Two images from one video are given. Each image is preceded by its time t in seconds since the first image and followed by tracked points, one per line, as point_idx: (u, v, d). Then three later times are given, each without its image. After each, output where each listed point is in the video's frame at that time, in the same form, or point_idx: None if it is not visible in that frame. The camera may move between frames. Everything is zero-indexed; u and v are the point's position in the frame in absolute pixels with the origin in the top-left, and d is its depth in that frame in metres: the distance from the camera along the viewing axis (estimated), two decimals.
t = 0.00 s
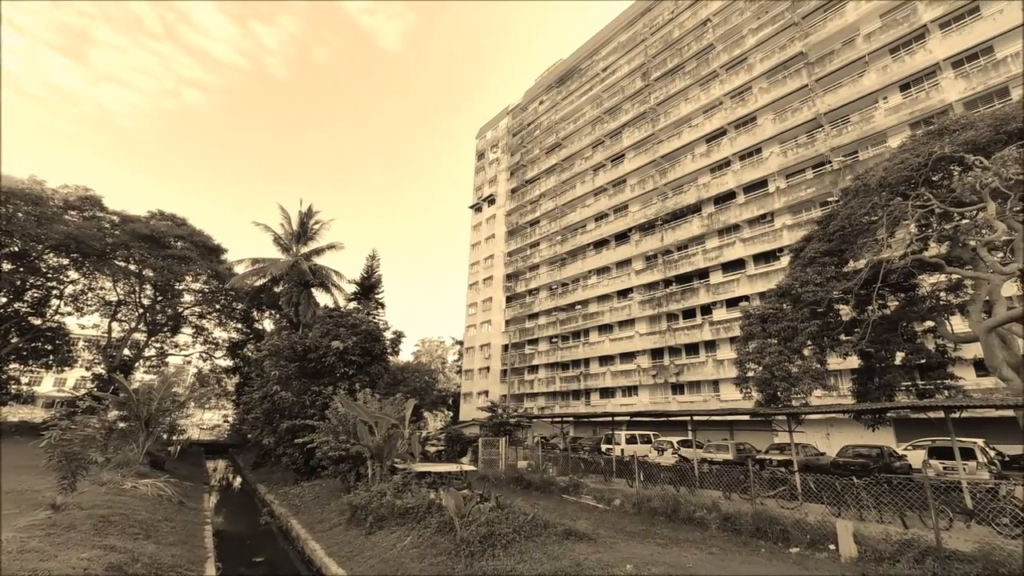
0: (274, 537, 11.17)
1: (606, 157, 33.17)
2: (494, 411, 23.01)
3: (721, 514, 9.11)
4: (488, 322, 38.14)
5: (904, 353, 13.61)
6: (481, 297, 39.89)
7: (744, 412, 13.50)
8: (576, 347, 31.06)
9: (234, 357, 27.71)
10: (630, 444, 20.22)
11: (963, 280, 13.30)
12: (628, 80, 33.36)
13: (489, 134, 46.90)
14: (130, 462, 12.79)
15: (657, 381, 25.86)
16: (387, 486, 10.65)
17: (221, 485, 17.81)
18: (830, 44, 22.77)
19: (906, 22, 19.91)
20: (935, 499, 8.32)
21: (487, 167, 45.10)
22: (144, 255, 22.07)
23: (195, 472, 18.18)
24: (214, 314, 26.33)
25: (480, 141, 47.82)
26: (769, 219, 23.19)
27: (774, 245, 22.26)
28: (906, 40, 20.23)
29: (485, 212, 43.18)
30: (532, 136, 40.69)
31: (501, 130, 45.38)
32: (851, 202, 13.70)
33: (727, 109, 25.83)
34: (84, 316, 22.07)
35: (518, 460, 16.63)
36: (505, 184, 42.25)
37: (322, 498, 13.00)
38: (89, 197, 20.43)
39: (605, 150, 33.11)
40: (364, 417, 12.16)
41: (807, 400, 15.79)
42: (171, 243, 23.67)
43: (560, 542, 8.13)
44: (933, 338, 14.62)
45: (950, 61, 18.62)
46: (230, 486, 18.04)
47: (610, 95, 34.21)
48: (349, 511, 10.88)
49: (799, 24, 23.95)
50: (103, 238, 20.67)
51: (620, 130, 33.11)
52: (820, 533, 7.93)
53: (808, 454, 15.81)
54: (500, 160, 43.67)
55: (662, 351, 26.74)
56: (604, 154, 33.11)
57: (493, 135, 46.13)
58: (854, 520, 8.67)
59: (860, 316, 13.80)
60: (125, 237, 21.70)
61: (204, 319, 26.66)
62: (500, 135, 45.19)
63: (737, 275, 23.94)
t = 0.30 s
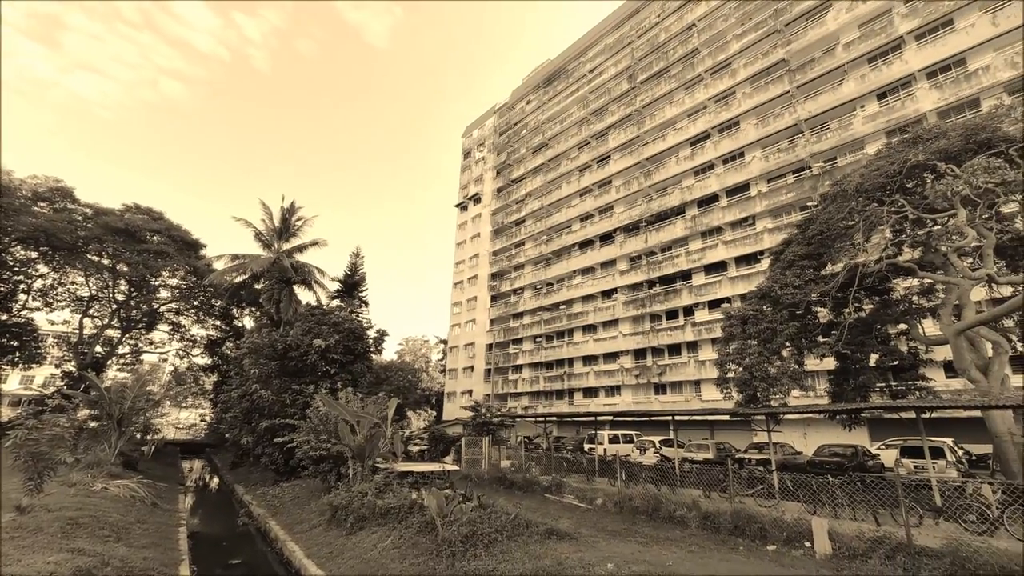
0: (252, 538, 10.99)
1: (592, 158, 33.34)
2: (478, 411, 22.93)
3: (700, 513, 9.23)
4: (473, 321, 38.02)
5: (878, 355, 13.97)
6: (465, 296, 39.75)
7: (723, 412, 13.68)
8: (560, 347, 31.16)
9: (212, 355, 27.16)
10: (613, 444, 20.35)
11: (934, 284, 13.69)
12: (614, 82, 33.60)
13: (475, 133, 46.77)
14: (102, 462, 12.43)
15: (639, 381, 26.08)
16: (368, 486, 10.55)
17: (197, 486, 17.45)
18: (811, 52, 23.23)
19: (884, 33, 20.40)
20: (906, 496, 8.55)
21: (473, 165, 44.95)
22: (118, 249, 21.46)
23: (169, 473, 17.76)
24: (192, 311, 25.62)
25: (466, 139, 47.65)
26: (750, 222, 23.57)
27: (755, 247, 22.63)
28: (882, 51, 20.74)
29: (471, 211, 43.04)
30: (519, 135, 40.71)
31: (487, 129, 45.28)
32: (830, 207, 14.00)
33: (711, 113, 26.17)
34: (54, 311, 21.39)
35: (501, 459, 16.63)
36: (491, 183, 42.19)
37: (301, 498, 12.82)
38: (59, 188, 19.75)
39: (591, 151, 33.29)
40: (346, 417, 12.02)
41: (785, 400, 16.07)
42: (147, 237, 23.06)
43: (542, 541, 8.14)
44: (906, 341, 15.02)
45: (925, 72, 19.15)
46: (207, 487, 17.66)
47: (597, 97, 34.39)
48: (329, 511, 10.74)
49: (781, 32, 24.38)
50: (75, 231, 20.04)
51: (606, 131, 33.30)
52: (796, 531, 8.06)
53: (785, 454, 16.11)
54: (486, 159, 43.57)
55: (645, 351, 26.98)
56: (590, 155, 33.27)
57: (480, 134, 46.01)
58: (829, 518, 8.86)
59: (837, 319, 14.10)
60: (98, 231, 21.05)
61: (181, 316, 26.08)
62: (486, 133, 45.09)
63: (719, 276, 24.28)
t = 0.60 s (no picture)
0: (234, 540, 10.84)
1: (581, 160, 33.46)
2: (465, 411, 22.86)
3: (685, 513, 9.29)
4: (461, 321, 37.91)
5: (859, 356, 14.22)
6: (453, 296, 39.62)
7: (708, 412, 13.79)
8: (547, 347, 31.22)
9: (194, 354, 26.71)
10: (600, 444, 20.44)
11: (913, 288, 14.00)
12: (603, 84, 33.78)
13: (465, 133, 46.65)
14: (77, 463, 12.14)
15: (626, 382, 26.24)
16: (353, 487, 10.45)
17: (177, 487, 17.13)
18: (796, 59, 23.58)
19: (866, 41, 20.78)
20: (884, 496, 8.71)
21: (462, 165, 44.82)
22: (97, 245, 21.01)
23: (149, 474, 17.41)
24: (174, 309, 25.37)
25: (455, 139, 47.51)
26: (735, 226, 23.85)
27: (740, 250, 22.91)
28: (865, 59, 21.14)
29: (460, 210, 42.92)
30: (508, 136, 40.72)
31: (477, 129, 45.19)
32: (813, 211, 14.23)
33: (699, 117, 26.43)
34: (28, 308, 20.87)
35: (488, 460, 16.61)
36: (480, 183, 42.11)
37: (285, 499, 12.67)
38: (35, 181, 19.23)
39: (580, 153, 33.41)
40: (331, 417, 11.92)
41: (769, 401, 16.27)
42: (127, 234, 22.60)
43: (528, 542, 8.14)
44: (886, 343, 15.31)
45: (905, 81, 19.58)
46: (188, 488, 17.36)
47: (586, 98, 34.53)
48: (313, 513, 10.62)
49: (767, 38, 24.71)
50: (52, 226, 19.57)
51: (595, 133, 33.44)
52: (778, 530, 8.15)
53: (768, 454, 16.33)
54: (475, 159, 43.49)
55: (632, 352, 27.16)
56: (579, 157, 33.39)
57: (469, 133, 45.90)
58: (810, 517, 9.01)
59: (819, 321, 14.33)
60: (76, 226, 20.57)
61: (162, 314, 25.60)
62: (475, 133, 45.01)
63: (705, 278, 24.51)
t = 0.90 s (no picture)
0: (208, 539, 10.63)
1: (569, 161, 33.56)
2: (447, 410, 22.79)
3: (664, 513, 9.38)
4: (445, 320, 37.76)
5: (835, 361, 14.51)
6: (438, 294, 39.44)
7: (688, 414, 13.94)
8: (532, 347, 31.28)
9: (170, 348, 26.12)
10: (582, 444, 20.54)
11: (888, 295, 14.36)
12: (592, 86, 33.95)
13: (453, 130, 46.47)
14: (45, 459, 11.78)
15: (609, 383, 26.42)
16: (333, 486, 10.33)
17: (150, 485, 16.70)
18: (781, 67, 23.96)
19: (849, 53, 21.22)
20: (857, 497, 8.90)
21: (450, 163, 44.63)
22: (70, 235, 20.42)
23: (120, 471, 16.97)
24: (150, 302, 24.92)
25: (444, 136, 47.29)
26: (719, 230, 24.18)
27: (724, 254, 23.23)
28: (847, 70, 21.58)
29: (447, 209, 42.73)
30: (497, 135, 40.68)
31: (465, 127, 45.05)
32: (794, 218, 14.48)
33: (686, 121, 26.71)
34: None
35: (470, 459, 16.58)
36: (468, 181, 41.95)
37: (262, 497, 12.47)
38: (6, 167, 18.59)
39: (568, 154, 33.53)
40: (312, 414, 11.76)
41: (748, 403, 16.52)
42: (102, 224, 22.00)
43: (509, 541, 8.13)
44: (861, 348, 15.65)
45: (885, 93, 20.04)
46: (161, 486, 16.98)
47: (575, 100, 34.66)
48: (291, 511, 10.47)
49: (754, 46, 25.08)
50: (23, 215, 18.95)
51: (584, 135, 33.58)
52: (754, 530, 8.26)
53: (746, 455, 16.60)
54: (463, 157, 43.33)
55: (615, 353, 27.35)
56: (567, 158, 33.50)
57: (458, 131, 45.74)
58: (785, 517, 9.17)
59: (798, 326, 14.59)
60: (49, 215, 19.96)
61: (137, 307, 24.96)
62: (464, 132, 44.86)
63: (689, 282, 24.79)
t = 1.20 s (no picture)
0: (176, 542, 10.33)
1: (554, 164, 33.71)
2: (428, 411, 22.63)
3: (642, 515, 9.45)
4: (427, 320, 37.53)
5: (810, 366, 14.81)
6: (421, 294, 39.18)
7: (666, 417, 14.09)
8: (514, 348, 31.28)
9: (141, 345, 25.36)
10: (562, 446, 20.61)
11: (861, 302, 14.75)
12: (579, 91, 34.18)
13: (439, 130, 46.26)
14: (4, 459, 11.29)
15: (590, 385, 26.57)
16: (309, 487, 10.15)
17: (117, 486, 16.17)
18: (762, 78, 24.46)
19: (827, 67, 21.76)
20: (828, 499, 9.11)
21: (435, 162, 44.41)
22: (36, 226, 19.66)
23: (84, 471, 16.39)
24: (121, 297, 24.15)
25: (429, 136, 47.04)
26: (700, 236, 24.55)
27: (704, 260, 23.59)
28: (826, 84, 22.13)
29: (431, 208, 42.49)
30: (483, 136, 40.65)
31: (452, 127, 44.89)
32: (773, 225, 14.78)
33: (670, 128, 27.05)
34: None
35: (449, 461, 16.49)
36: (452, 181, 41.80)
37: (235, 499, 12.20)
38: None
39: (554, 157, 33.66)
40: (289, 414, 11.56)
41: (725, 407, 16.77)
42: (71, 215, 21.26)
43: (487, 543, 8.10)
44: (835, 354, 16.03)
45: (861, 107, 20.61)
46: (128, 486, 16.47)
47: (561, 104, 34.84)
48: (265, 513, 10.26)
49: (737, 57, 25.55)
50: None
51: (569, 138, 33.76)
52: (728, 531, 8.37)
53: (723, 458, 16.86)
54: (449, 157, 43.17)
55: (596, 356, 27.53)
56: (553, 161, 33.63)
57: (444, 131, 45.56)
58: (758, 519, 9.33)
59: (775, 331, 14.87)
60: (14, 204, 19.20)
61: (107, 301, 24.16)
62: (450, 131, 44.70)
63: (670, 286, 25.09)
